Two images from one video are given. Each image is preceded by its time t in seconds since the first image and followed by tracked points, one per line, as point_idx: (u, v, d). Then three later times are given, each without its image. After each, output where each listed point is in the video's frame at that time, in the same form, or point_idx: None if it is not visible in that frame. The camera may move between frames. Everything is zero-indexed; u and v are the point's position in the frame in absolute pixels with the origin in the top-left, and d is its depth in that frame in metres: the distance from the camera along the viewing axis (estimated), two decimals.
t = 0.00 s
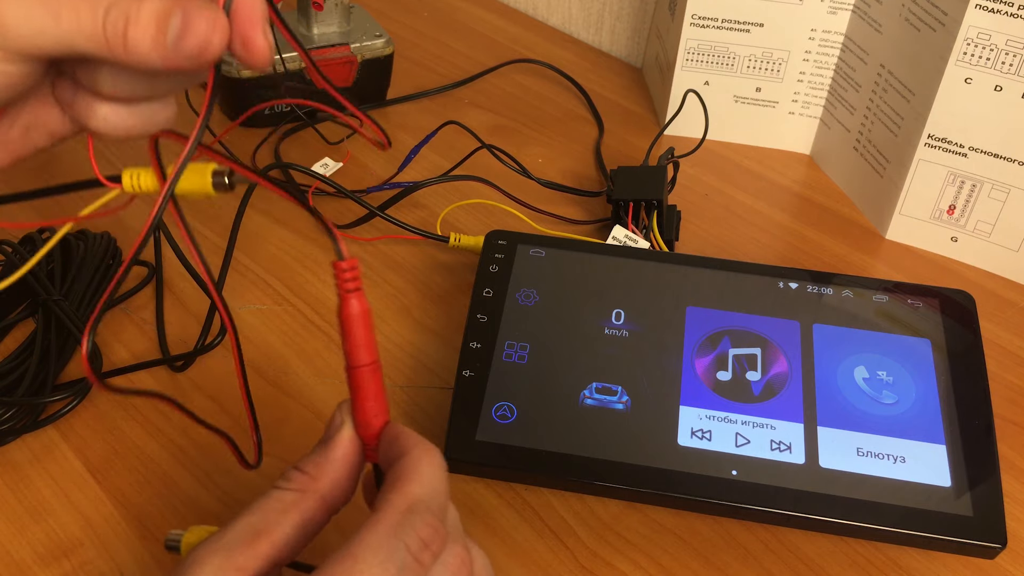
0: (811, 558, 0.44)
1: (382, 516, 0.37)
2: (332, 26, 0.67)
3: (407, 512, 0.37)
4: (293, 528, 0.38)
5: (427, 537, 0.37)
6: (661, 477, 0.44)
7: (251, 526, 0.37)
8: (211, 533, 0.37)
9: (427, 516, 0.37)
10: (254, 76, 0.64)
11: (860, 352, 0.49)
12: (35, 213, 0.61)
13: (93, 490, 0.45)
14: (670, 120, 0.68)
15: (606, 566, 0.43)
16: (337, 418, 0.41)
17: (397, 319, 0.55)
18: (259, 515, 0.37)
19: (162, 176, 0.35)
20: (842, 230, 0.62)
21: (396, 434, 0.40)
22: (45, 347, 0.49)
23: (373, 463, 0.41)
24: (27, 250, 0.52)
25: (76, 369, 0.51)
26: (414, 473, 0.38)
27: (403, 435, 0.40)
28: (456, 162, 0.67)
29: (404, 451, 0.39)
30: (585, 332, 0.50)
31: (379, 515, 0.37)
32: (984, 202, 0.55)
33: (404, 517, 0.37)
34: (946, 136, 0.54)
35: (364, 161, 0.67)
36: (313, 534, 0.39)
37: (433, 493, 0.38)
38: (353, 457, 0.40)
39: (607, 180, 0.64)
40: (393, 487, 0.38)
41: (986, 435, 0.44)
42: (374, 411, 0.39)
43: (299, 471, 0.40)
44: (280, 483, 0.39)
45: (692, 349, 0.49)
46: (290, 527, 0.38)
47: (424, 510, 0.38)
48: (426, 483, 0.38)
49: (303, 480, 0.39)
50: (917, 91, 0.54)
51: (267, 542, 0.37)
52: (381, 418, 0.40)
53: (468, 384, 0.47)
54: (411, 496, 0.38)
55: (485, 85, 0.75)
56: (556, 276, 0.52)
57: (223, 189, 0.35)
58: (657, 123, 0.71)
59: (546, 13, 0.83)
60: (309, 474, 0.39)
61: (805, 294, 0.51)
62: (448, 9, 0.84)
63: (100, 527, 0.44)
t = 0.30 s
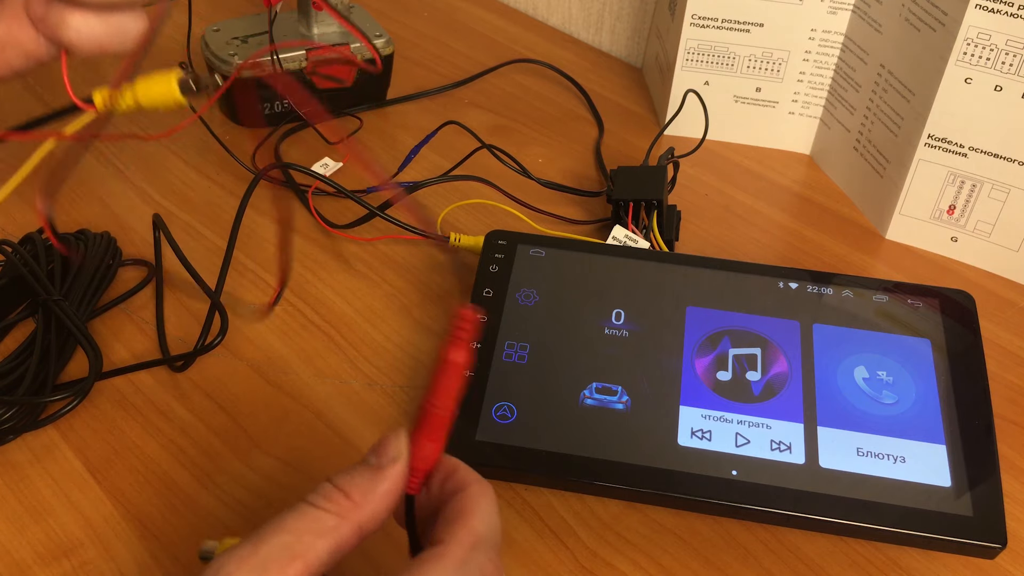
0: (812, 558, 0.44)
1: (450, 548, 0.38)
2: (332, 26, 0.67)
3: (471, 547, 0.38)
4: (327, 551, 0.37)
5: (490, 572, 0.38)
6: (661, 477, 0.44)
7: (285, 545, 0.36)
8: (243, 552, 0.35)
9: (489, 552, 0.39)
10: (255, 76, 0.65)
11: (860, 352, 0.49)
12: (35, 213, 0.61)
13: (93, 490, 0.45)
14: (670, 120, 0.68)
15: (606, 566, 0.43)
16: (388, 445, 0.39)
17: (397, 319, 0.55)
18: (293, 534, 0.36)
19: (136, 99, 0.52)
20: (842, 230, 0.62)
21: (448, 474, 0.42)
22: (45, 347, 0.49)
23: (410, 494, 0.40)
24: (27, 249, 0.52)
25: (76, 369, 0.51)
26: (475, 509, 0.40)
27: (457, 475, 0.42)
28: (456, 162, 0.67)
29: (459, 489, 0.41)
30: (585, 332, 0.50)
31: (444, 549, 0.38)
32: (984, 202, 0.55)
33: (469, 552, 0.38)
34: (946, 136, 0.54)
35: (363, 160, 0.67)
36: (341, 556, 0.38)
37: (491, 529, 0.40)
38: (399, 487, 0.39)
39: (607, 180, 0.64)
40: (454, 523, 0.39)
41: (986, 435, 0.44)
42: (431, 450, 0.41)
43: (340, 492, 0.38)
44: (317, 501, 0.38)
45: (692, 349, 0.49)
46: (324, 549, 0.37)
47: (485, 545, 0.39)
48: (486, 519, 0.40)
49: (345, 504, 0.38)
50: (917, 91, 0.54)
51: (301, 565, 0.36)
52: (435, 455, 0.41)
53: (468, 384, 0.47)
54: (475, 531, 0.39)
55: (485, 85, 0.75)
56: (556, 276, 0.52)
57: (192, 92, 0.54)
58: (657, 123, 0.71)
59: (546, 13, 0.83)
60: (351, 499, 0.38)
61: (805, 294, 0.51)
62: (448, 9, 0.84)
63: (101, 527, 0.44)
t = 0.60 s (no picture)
0: (812, 559, 0.44)
1: (463, 560, 0.38)
2: (332, 26, 0.67)
3: (487, 558, 0.38)
4: (330, 554, 0.38)
5: None
6: (661, 477, 0.44)
7: (290, 549, 0.37)
8: (252, 558, 0.37)
9: (504, 560, 0.39)
10: (255, 76, 0.64)
11: (860, 352, 0.49)
12: (35, 213, 0.61)
13: (93, 490, 0.45)
14: (670, 120, 0.68)
15: (605, 566, 0.43)
16: (406, 457, 0.41)
17: (397, 319, 0.55)
18: (297, 538, 0.37)
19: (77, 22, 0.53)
20: (842, 230, 0.62)
21: (458, 488, 0.41)
22: (45, 347, 0.49)
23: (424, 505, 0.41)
24: (28, 249, 0.52)
25: (76, 369, 0.51)
26: (486, 520, 0.40)
27: (465, 486, 0.41)
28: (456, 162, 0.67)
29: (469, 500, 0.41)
30: (585, 332, 0.50)
31: (459, 563, 0.38)
32: (984, 202, 0.55)
33: (485, 562, 0.38)
34: (946, 136, 0.54)
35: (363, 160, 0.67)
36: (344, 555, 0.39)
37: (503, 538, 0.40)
38: (409, 494, 0.40)
39: (607, 180, 0.64)
40: (468, 536, 0.39)
41: (986, 435, 0.44)
42: (445, 470, 0.40)
43: (349, 493, 0.39)
44: (324, 501, 0.39)
45: (692, 349, 0.49)
46: (326, 551, 0.38)
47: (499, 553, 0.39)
48: (497, 529, 0.40)
49: (351, 504, 0.39)
50: (917, 91, 0.54)
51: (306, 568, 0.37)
52: (450, 475, 0.41)
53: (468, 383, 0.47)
54: (488, 541, 0.39)
55: (485, 85, 0.75)
56: (557, 276, 0.52)
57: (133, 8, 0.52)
58: (657, 123, 0.71)
59: (546, 13, 0.83)
60: (357, 499, 0.39)
61: (805, 294, 0.51)
62: (448, 9, 0.84)
63: (101, 527, 0.44)
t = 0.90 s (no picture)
0: (812, 559, 0.44)
1: (422, 520, 0.39)
2: (332, 26, 0.68)
3: (443, 515, 0.39)
4: (315, 533, 0.39)
5: (468, 534, 0.39)
6: (660, 477, 0.44)
7: (275, 531, 0.39)
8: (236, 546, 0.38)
9: (462, 515, 0.40)
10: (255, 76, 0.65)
11: (860, 352, 0.49)
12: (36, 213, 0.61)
13: (93, 490, 0.45)
14: (670, 120, 0.68)
15: (605, 566, 0.43)
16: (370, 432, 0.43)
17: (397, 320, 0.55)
18: (282, 521, 0.39)
19: (141, 159, 0.45)
20: (842, 230, 0.62)
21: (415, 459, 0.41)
22: (45, 347, 0.49)
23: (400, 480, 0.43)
24: (28, 250, 0.52)
25: (76, 369, 0.51)
26: (443, 481, 0.40)
27: (424, 456, 0.41)
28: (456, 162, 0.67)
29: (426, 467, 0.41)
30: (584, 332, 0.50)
31: (418, 524, 0.39)
32: (984, 202, 0.55)
33: (441, 519, 0.39)
34: (947, 136, 0.54)
35: (363, 161, 0.67)
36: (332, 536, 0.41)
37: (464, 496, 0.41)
38: (379, 465, 0.42)
39: (607, 181, 0.64)
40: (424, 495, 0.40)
41: (986, 435, 0.44)
42: (410, 440, 0.41)
43: (323, 475, 0.41)
44: (302, 486, 0.40)
45: (692, 349, 0.49)
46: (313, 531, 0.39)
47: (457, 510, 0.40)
48: (455, 488, 0.40)
49: (327, 484, 0.40)
50: (917, 91, 0.54)
51: (291, 546, 0.38)
52: (415, 443, 0.41)
53: (468, 383, 0.47)
54: (446, 499, 0.40)
55: (485, 85, 0.75)
56: (556, 276, 0.52)
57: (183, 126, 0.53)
58: (657, 123, 0.71)
59: (546, 13, 0.83)
60: (332, 479, 0.41)
61: (805, 294, 0.51)
62: (448, 9, 0.84)
63: (101, 527, 0.44)
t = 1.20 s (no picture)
0: (812, 559, 0.44)
1: (406, 511, 0.39)
2: (333, 26, 0.68)
3: (426, 505, 0.39)
4: (311, 532, 0.39)
5: (451, 525, 0.39)
6: (660, 477, 0.44)
7: (270, 531, 0.39)
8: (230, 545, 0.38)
9: (446, 506, 0.39)
10: (255, 76, 0.65)
11: (860, 352, 0.49)
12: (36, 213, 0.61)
13: (92, 490, 0.45)
14: (670, 120, 0.68)
15: (606, 566, 0.43)
16: (361, 432, 0.43)
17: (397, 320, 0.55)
18: (275, 521, 0.39)
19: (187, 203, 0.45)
20: (842, 230, 0.62)
21: (405, 457, 0.42)
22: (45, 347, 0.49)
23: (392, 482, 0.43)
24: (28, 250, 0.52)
25: (76, 369, 0.51)
26: (428, 474, 0.40)
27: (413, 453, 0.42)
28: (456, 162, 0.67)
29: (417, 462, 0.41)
30: (584, 331, 0.50)
31: (401, 515, 0.39)
32: (984, 202, 0.55)
33: (424, 510, 0.39)
34: (946, 136, 0.54)
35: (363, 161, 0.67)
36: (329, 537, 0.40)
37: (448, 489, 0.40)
38: (371, 464, 0.42)
39: (607, 181, 0.64)
40: (409, 488, 0.40)
41: (986, 435, 0.44)
42: (401, 437, 0.41)
43: (318, 476, 0.41)
44: (298, 488, 0.40)
45: (692, 349, 0.49)
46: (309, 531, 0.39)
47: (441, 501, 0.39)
48: (439, 480, 0.40)
49: (322, 485, 0.41)
50: (917, 91, 0.54)
51: (286, 545, 0.38)
52: (405, 441, 0.42)
53: (467, 383, 0.47)
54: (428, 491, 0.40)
55: (485, 86, 0.75)
56: (556, 276, 0.52)
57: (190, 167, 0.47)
58: (657, 123, 0.71)
59: (546, 13, 0.83)
60: (327, 480, 0.41)
61: (805, 294, 0.51)
62: (448, 9, 0.84)
63: (101, 528, 0.44)
